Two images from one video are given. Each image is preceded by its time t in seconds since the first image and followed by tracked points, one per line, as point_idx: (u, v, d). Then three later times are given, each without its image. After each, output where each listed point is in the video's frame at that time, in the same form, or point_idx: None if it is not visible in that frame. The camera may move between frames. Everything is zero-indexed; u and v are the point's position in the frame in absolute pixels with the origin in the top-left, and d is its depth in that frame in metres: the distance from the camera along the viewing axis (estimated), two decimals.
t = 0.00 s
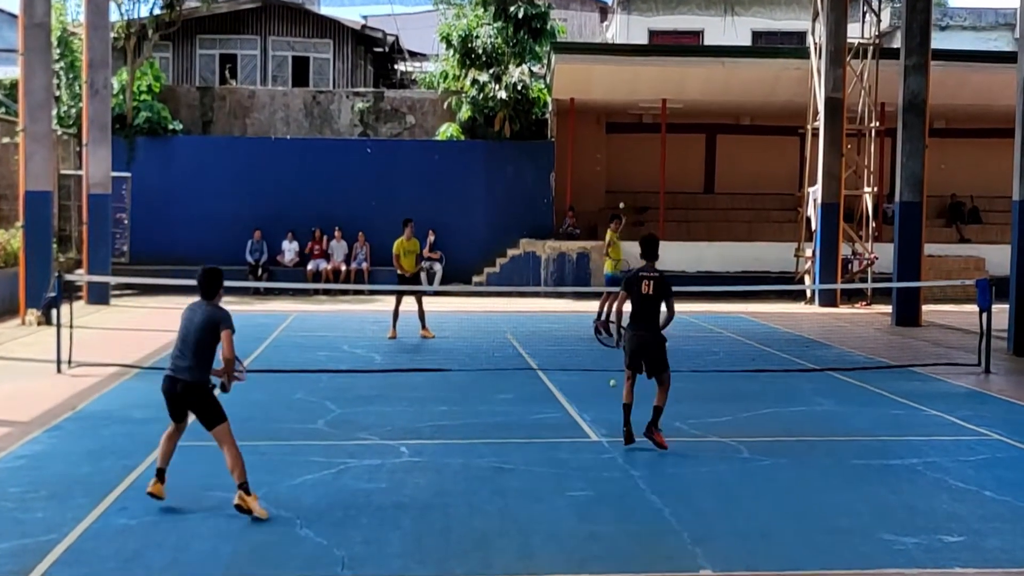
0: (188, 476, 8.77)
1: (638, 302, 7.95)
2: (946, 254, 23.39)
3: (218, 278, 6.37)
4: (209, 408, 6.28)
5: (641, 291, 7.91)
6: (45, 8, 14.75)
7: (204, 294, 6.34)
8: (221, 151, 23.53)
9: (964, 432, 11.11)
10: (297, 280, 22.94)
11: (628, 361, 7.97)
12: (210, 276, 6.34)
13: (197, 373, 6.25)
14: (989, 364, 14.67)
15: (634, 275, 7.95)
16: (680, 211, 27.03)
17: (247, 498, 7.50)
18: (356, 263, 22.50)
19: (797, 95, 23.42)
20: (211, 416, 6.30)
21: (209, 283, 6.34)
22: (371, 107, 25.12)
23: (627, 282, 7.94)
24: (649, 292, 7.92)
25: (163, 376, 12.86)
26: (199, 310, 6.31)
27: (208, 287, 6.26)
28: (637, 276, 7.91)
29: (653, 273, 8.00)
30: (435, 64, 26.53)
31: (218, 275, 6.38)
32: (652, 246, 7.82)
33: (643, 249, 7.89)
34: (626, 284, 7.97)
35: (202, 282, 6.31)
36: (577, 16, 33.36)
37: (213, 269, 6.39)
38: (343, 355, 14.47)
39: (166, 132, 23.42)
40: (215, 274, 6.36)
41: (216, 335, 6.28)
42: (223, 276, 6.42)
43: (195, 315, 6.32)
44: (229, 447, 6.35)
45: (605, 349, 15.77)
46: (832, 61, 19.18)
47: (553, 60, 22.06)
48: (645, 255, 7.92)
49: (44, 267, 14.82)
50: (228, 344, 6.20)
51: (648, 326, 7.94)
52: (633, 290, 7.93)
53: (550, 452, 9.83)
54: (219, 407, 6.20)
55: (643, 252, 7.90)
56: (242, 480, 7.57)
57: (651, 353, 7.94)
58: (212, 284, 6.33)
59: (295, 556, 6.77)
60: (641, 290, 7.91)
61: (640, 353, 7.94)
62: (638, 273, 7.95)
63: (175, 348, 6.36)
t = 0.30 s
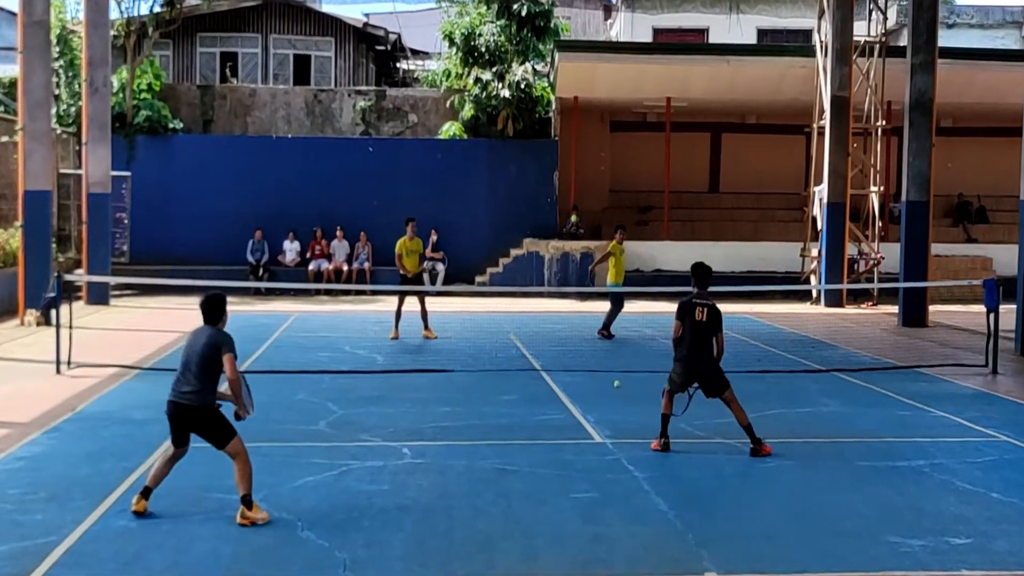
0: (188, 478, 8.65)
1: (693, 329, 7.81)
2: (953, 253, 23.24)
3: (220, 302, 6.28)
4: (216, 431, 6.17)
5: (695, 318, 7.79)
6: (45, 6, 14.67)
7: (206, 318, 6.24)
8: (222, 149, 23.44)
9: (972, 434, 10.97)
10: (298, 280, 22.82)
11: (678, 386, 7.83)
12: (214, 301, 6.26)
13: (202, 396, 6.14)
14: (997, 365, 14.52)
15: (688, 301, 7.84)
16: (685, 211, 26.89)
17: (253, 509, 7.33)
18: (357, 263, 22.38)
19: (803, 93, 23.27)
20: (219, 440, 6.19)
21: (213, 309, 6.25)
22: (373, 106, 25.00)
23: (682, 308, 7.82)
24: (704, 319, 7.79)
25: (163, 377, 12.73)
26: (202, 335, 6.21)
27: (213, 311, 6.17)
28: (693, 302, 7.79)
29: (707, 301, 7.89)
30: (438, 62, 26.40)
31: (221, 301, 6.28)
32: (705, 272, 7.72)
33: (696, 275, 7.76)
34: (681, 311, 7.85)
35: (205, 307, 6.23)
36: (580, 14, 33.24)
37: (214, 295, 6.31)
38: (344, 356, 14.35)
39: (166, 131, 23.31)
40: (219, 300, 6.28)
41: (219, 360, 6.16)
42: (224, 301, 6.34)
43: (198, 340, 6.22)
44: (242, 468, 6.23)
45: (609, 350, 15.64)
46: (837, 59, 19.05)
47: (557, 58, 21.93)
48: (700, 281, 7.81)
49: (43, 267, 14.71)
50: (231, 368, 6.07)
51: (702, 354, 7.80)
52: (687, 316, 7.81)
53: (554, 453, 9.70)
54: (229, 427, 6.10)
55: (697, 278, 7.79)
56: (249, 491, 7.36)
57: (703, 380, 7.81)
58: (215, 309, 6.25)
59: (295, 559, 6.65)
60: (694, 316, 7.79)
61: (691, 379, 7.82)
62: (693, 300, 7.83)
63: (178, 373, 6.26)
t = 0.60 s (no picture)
0: (189, 479, 8.53)
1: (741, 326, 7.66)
2: (960, 253, 23.08)
3: (214, 300, 6.13)
4: (185, 424, 6.05)
5: (745, 315, 7.65)
6: (44, 4, 14.56)
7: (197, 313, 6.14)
8: (224, 148, 23.32)
9: (980, 435, 10.82)
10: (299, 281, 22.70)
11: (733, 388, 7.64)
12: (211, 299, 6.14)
13: (175, 388, 6.06)
14: (1004, 365, 14.38)
15: (734, 298, 7.67)
16: (690, 210, 26.75)
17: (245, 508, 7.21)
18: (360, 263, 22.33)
19: (809, 91, 23.13)
20: (191, 432, 6.08)
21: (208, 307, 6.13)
22: (375, 105, 24.87)
23: (730, 307, 7.64)
24: (751, 315, 7.68)
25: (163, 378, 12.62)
26: (186, 328, 6.11)
27: (206, 310, 6.04)
28: (740, 299, 7.64)
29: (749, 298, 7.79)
30: (440, 60, 26.28)
31: (217, 301, 6.14)
32: (744, 267, 7.61)
33: (736, 272, 7.62)
34: (729, 309, 7.66)
35: (199, 303, 6.12)
36: (584, 12, 33.11)
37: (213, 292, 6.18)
38: (346, 356, 14.23)
39: (166, 130, 23.21)
40: (215, 299, 6.14)
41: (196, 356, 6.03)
42: (221, 300, 6.19)
43: (184, 333, 6.13)
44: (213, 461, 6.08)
45: (613, 351, 15.50)
46: (844, 57, 18.91)
47: (560, 57, 21.79)
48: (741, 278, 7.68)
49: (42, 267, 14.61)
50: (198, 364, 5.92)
51: (753, 351, 7.67)
52: (735, 314, 7.64)
53: (558, 455, 9.57)
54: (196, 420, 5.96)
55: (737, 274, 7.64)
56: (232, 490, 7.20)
57: (754, 378, 7.68)
58: (207, 305, 6.11)
59: (294, 561, 6.53)
60: (743, 313, 7.65)
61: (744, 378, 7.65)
62: (739, 298, 7.68)
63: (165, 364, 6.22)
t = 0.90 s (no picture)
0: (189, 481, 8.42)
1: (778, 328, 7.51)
2: (967, 253, 22.93)
3: (201, 303, 5.94)
4: (158, 429, 5.94)
5: (782, 316, 7.50)
6: (43, 2, 14.47)
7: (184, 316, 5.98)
8: (226, 147, 23.22)
9: (988, 437, 10.68)
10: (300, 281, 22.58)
11: (771, 391, 7.49)
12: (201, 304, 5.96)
13: (152, 393, 5.95)
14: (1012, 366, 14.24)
15: (770, 299, 7.52)
16: (694, 210, 26.60)
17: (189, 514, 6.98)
18: (362, 263, 22.28)
19: (815, 90, 22.99)
20: (165, 437, 5.97)
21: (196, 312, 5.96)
22: (377, 103, 24.75)
23: (767, 308, 7.49)
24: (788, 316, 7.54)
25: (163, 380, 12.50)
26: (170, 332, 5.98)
27: (192, 316, 5.87)
28: (777, 301, 7.48)
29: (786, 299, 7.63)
30: (443, 59, 26.17)
31: (207, 307, 5.94)
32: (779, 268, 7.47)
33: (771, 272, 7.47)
34: (767, 310, 7.51)
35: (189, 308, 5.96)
36: (588, 10, 32.98)
37: (203, 297, 5.99)
38: (348, 357, 14.11)
39: (166, 128, 23.12)
40: (203, 304, 5.95)
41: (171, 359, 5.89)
42: (211, 304, 6.00)
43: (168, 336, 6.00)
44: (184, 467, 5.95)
45: (617, 352, 15.37)
46: (850, 55, 18.76)
47: (564, 55, 21.67)
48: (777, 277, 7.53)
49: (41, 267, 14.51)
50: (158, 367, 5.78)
51: (790, 353, 7.53)
52: (772, 315, 7.49)
53: (561, 457, 9.44)
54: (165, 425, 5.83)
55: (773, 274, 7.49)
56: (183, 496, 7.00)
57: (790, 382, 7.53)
58: (192, 309, 5.93)
59: (295, 564, 6.41)
60: (781, 315, 7.51)
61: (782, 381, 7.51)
62: (776, 298, 7.54)
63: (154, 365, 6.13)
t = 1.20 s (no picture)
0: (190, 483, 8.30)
1: (809, 323, 7.27)
2: (973, 253, 22.78)
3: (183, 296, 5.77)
4: (147, 432, 5.82)
5: (814, 311, 7.26)
6: None
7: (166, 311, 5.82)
8: (227, 147, 23.11)
9: (996, 438, 10.54)
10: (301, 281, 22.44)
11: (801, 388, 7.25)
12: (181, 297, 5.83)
13: (140, 396, 5.80)
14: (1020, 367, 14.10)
15: (800, 292, 7.28)
16: (699, 209, 26.47)
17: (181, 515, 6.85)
18: (363, 263, 22.20)
19: (820, 88, 22.86)
20: (152, 439, 5.86)
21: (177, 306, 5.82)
22: (379, 102, 24.63)
23: (798, 302, 7.25)
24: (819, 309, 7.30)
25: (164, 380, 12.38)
26: (152, 329, 5.81)
27: (177, 310, 5.74)
28: (807, 294, 7.24)
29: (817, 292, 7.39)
30: (446, 56, 26.06)
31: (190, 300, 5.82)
32: (806, 258, 7.25)
33: (798, 262, 7.25)
34: (797, 305, 7.27)
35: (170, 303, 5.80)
36: (592, 7, 32.87)
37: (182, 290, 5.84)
38: (349, 358, 14.00)
39: (166, 127, 23.03)
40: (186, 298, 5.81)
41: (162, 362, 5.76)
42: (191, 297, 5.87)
43: (149, 334, 5.83)
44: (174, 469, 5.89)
45: (622, 352, 15.24)
46: (856, 54, 18.62)
47: (568, 53, 21.55)
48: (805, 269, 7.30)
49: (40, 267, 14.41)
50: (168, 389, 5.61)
51: (824, 347, 7.29)
52: (804, 309, 7.25)
53: (564, 459, 9.32)
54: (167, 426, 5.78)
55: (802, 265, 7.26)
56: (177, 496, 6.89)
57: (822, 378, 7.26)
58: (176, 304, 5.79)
59: (296, 567, 6.30)
60: (812, 309, 7.26)
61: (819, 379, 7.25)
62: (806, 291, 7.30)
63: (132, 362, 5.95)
